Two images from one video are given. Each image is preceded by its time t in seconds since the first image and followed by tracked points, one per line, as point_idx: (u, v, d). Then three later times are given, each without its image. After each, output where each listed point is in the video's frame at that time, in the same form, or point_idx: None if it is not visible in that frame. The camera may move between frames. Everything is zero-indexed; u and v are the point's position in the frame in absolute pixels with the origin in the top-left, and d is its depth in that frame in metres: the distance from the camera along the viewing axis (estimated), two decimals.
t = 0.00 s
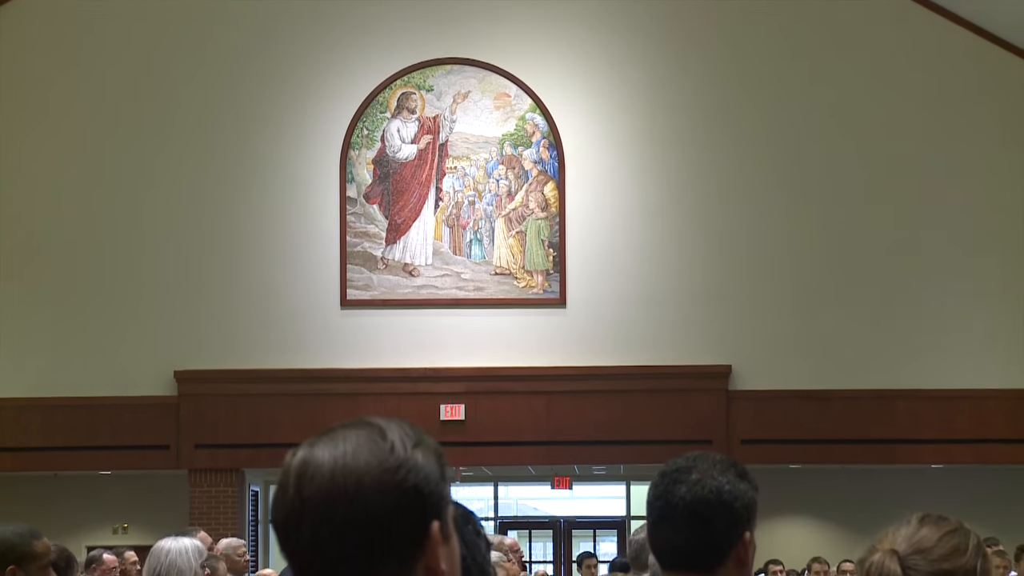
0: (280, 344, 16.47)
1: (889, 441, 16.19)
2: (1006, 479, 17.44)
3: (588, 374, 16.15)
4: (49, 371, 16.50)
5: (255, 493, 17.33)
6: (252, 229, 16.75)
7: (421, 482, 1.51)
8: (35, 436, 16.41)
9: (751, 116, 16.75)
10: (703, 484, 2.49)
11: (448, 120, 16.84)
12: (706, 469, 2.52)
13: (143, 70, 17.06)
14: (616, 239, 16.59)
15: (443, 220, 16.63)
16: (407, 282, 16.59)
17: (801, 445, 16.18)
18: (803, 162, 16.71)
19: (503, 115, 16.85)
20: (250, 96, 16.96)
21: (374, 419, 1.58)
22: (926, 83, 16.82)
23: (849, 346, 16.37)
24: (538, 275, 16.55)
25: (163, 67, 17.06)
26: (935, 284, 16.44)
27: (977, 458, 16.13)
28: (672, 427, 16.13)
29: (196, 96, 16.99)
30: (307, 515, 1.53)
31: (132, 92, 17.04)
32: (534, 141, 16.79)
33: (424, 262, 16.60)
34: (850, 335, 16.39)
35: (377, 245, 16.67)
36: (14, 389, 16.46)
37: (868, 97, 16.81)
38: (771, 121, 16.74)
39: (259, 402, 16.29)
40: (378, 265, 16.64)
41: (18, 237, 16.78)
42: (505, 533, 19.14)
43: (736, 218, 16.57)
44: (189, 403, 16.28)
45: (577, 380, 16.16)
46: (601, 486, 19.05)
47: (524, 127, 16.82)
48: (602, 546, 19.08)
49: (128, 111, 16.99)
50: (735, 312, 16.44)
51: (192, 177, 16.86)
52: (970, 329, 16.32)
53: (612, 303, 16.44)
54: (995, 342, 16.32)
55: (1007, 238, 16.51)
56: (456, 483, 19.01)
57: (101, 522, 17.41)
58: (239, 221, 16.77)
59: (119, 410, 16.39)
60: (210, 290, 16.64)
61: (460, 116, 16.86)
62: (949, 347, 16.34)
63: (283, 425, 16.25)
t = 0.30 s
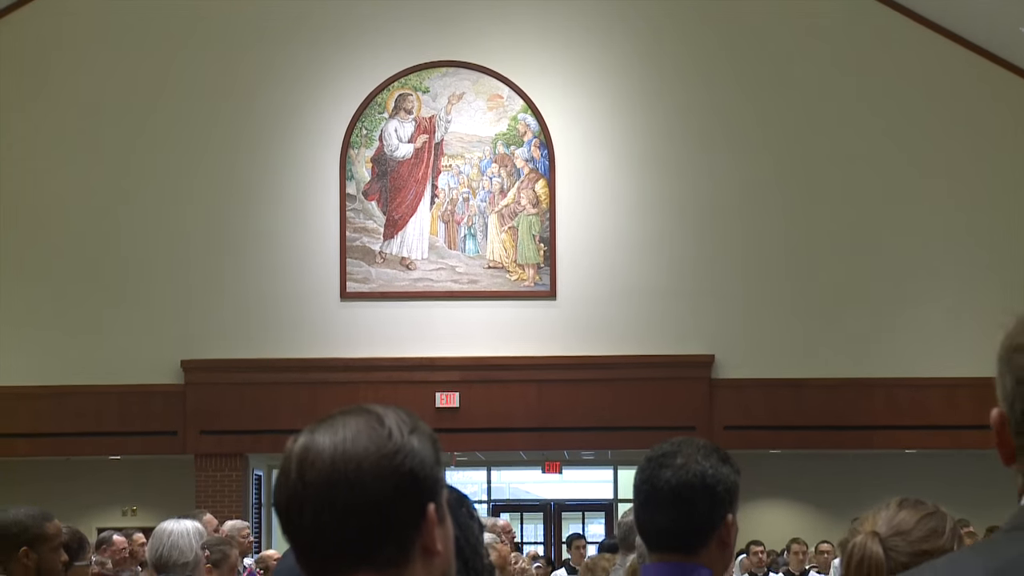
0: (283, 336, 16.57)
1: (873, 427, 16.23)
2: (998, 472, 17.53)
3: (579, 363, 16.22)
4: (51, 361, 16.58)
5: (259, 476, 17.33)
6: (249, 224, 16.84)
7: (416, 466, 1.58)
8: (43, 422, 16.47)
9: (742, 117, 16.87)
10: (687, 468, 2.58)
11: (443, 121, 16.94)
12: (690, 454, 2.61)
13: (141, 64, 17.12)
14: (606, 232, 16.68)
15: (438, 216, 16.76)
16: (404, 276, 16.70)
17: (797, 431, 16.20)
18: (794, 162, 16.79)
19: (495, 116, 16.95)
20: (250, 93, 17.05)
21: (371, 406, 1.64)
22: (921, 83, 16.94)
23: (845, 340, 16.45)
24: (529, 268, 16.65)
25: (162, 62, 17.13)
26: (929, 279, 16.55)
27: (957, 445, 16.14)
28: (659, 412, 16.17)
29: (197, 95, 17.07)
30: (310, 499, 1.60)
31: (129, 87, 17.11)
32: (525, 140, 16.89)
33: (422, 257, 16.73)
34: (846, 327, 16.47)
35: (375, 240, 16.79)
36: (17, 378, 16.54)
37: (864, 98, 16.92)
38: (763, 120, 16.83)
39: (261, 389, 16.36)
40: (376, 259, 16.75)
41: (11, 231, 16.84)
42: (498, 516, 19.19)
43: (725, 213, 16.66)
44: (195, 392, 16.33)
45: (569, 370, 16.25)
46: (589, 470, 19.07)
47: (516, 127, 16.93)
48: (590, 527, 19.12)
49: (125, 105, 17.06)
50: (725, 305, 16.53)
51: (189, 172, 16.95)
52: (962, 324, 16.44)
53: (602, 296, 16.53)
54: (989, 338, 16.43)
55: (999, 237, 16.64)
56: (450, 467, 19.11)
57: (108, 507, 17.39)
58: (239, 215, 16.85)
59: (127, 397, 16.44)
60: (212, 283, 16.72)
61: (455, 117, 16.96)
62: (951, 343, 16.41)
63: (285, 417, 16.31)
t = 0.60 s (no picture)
0: (285, 325, 16.68)
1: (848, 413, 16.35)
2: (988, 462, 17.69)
3: (569, 352, 16.31)
4: (52, 350, 16.63)
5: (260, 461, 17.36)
6: (246, 215, 16.91)
7: (410, 451, 1.64)
8: (49, 407, 16.50)
9: (734, 116, 16.95)
10: (674, 452, 2.67)
11: (438, 119, 17.02)
12: (676, 439, 2.70)
13: (137, 57, 17.14)
14: (594, 224, 16.78)
15: (432, 211, 16.85)
16: (399, 269, 16.77)
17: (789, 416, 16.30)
18: (784, 161, 16.90)
19: (488, 116, 17.02)
20: (249, 88, 17.11)
21: (367, 394, 1.71)
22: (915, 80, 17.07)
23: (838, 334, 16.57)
24: (520, 261, 16.75)
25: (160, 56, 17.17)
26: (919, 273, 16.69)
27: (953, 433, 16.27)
28: (648, 398, 16.28)
29: (197, 89, 17.09)
30: (308, 483, 1.65)
31: (125, 79, 17.15)
32: (516, 138, 16.96)
33: (416, 249, 16.80)
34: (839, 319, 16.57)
35: (371, 234, 16.86)
36: (18, 365, 16.64)
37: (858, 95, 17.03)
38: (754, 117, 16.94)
39: (262, 376, 16.42)
40: (372, 252, 16.81)
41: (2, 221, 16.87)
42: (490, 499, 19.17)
43: (713, 208, 16.74)
44: (200, 380, 16.37)
45: (562, 357, 16.31)
46: (577, 455, 19.17)
47: (507, 125, 17.00)
48: (578, 510, 19.28)
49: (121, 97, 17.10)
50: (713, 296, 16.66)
51: (184, 165, 16.99)
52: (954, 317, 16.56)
53: (590, 287, 16.64)
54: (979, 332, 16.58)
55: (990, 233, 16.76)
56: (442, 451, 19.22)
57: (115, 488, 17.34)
58: (237, 207, 16.91)
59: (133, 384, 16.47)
60: (211, 274, 16.79)
61: (449, 115, 17.02)
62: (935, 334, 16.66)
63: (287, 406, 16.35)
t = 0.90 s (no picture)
0: (282, 318, 16.77)
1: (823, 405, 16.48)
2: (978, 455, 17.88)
3: (559, 342, 16.47)
4: (56, 341, 16.76)
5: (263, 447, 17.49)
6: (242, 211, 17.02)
7: (404, 436, 1.70)
8: (49, 394, 16.65)
9: (725, 118, 17.09)
10: (659, 439, 2.77)
11: (433, 122, 17.07)
12: (661, 426, 2.81)
13: (136, 53, 17.25)
14: (585, 219, 16.88)
15: (428, 208, 16.92)
16: (396, 264, 16.85)
17: (769, 404, 16.49)
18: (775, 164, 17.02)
19: (480, 117, 17.09)
20: (249, 86, 17.23)
21: (363, 384, 1.78)
22: (909, 77, 17.20)
23: (832, 329, 16.72)
24: (511, 256, 16.86)
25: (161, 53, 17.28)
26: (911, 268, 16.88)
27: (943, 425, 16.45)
28: (631, 385, 16.43)
29: (197, 87, 17.22)
30: (309, 467, 1.71)
31: (123, 74, 17.26)
32: (507, 140, 17.05)
33: (413, 245, 16.89)
34: (833, 314, 16.74)
35: (370, 231, 16.95)
36: (19, 355, 16.78)
37: (852, 93, 17.19)
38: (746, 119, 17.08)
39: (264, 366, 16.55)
40: (371, 248, 16.91)
41: None
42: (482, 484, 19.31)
43: (701, 205, 16.89)
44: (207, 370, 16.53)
45: (555, 348, 16.48)
46: (566, 441, 19.26)
47: (499, 127, 17.08)
48: (568, 493, 19.37)
49: (119, 90, 17.22)
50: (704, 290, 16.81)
51: (181, 161, 17.10)
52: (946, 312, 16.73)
53: (579, 281, 16.77)
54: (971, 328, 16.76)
55: (982, 229, 16.90)
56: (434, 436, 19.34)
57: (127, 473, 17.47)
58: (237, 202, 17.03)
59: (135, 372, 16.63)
60: (213, 267, 16.92)
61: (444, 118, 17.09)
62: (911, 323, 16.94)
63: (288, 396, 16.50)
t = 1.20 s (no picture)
0: (279, 315, 16.88)
1: (799, 393, 16.69)
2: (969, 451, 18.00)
3: (550, 336, 16.59)
4: (55, 335, 16.80)
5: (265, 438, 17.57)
6: (241, 208, 17.12)
7: (400, 427, 1.76)
8: (55, 386, 16.66)
9: (716, 121, 17.25)
10: (643, 429, 2.85)
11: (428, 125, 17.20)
12: (646, 417, 2.88)
13: (136, 53, 17.40)
14: (575, 217, 17.01)
15: (423, 209, 17.02)
16: (391, 262, 16.95)
17: (760, 397, 16.67)
18: (766, 167, 17.16)
19: (473, 121, 17.21)
20: (248, 87, 17.35)
21: (361, 377, 1.84)
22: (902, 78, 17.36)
23: (825, 325, 16.86)
24: (503, 255, 16.96)
25: (161, 54, 17.41)
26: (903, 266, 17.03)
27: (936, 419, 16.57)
28: (617, 377, 16.54)
29: (197, 89, 17.34)
30: (308, 457, 1.77)
31: (122, 73, 17.40)
32: (499, 143, 17.17)
33: (408, 244, 16.97)
34: (827, 310, 16.86)
35: (367, 230, 17.03)
36: (17, 348, 16.84)
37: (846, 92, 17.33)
38: (738, 123, 17.24)
39: (263, 362, 16.65)
40: (368, 247, 17.00)
41: None
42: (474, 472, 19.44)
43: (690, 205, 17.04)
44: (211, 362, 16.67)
45: (544, 342, 16.60)
46: (555, 432, 19.34)
47: (491, 131, 17.22)
48: (556, 481, 19.47)
49: (118, 89, 17.36)
50: (695, 289, 16.93)
51: (180, 159, 17.23)
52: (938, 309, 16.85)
53: (569, 279, 16.87)
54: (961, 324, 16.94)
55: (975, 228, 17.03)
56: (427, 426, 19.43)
57: (132, 461, 17.62)
58: (236, 200, 17.13)
59: (138, 364, 16.70)
60: (212, 265, 17.00)
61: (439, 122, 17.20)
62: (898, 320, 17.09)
63: (287, 388, 16.60)
